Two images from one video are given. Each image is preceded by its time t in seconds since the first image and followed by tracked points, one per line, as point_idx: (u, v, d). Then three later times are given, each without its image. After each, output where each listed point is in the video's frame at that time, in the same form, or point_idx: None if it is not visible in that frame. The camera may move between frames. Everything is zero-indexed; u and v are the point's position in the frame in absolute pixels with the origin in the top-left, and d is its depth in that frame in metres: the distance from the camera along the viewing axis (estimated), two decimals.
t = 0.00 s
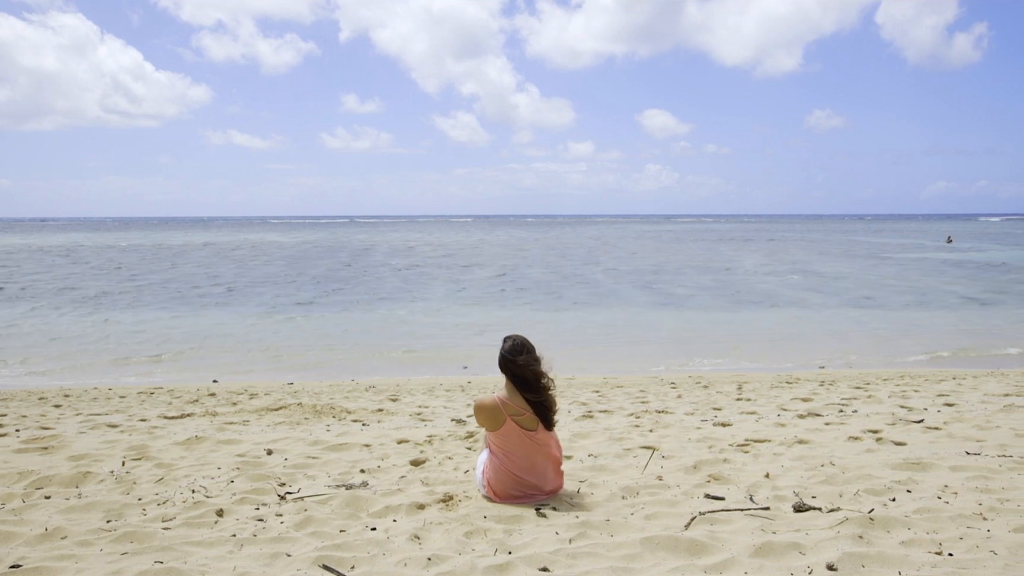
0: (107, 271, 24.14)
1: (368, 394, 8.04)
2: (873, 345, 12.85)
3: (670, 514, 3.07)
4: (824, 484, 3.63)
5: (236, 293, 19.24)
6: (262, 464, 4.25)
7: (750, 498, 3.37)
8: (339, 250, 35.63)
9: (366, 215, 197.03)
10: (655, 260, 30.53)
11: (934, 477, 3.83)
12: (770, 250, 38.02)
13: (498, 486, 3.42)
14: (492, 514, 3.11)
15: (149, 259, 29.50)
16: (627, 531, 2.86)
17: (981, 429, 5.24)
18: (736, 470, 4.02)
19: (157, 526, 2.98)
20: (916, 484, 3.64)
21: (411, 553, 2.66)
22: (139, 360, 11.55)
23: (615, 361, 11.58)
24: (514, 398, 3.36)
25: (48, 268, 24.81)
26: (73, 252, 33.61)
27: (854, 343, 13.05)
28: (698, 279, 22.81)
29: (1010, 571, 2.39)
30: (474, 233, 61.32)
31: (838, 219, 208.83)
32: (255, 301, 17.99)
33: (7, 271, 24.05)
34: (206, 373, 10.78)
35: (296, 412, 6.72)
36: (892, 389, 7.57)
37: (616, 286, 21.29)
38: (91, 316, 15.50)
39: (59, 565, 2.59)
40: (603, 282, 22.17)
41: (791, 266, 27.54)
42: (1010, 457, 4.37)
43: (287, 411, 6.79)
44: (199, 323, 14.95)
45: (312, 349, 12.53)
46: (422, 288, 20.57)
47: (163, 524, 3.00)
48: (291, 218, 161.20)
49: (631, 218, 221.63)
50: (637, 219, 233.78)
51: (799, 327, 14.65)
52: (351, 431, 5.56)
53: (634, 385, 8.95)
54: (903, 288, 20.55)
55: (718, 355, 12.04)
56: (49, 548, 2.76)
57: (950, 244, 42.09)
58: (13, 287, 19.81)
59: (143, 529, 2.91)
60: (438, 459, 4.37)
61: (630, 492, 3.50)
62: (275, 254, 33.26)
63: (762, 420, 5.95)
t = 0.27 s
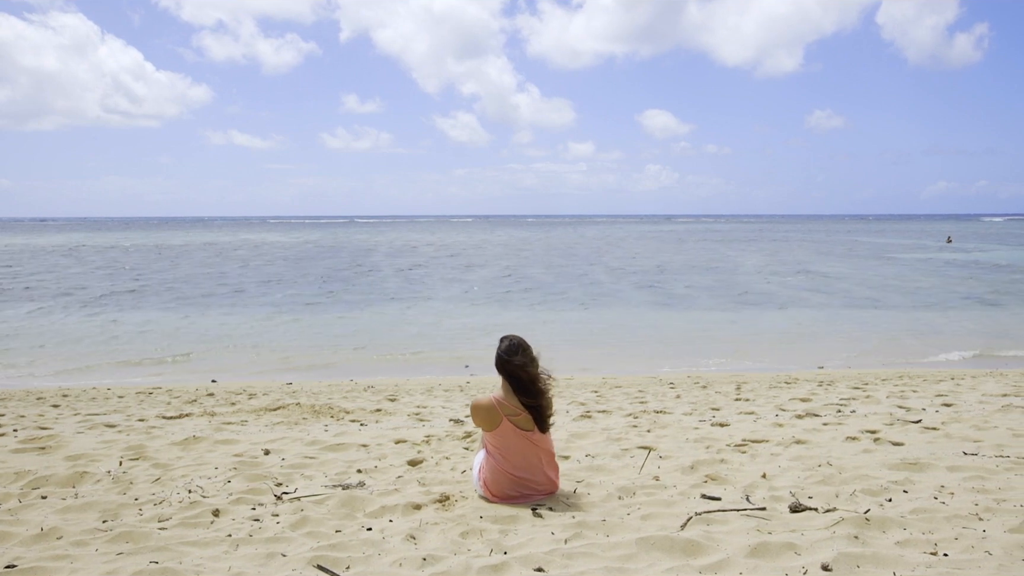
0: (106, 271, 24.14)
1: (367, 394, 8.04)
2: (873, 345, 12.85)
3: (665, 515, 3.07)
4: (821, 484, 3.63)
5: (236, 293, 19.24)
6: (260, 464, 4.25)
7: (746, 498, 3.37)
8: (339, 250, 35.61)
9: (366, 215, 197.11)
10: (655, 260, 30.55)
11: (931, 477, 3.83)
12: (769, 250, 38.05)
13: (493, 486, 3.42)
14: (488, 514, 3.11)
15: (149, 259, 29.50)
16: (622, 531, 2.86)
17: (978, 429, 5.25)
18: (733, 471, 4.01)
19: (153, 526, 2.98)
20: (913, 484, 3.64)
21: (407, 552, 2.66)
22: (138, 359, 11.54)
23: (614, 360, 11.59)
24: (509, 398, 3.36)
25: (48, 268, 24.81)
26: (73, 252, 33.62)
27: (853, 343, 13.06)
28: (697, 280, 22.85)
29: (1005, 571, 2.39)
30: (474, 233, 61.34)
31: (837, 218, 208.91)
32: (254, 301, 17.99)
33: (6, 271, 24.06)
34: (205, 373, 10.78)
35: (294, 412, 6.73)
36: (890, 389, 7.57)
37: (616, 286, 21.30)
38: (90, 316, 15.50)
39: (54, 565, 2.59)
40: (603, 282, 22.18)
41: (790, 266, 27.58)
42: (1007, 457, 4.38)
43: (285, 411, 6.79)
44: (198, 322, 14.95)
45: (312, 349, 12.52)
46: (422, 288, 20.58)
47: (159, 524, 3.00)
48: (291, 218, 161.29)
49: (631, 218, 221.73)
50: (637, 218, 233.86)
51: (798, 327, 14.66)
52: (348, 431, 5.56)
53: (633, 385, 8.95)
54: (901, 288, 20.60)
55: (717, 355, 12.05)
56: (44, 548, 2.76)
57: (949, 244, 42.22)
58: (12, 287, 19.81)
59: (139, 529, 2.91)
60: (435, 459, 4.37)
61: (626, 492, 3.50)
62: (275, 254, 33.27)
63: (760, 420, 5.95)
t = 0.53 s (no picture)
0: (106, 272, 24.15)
1: (366, 394, 8.05)
2: (872, 345, 12.86)
3: (661, 515, 3.07)
4: (818, 485, 3.62)
5: (236, 293, 19.25)
6: (257, 464, 4.25)
7: (743, 499, 3.36)
8: (339, 250, 35.61)
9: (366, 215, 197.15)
10: (654, 260, 30.56)
11: (927, 477, 3.83)
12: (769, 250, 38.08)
13: (490, 486, 3.42)
14: (484, 514, 3.11)
15: (149, 259, 29.51)
16: (618, 531, 2.87)
17: (976, 429, 5.25)
18: (730, 471, 4.02)
19: (148, 526, 2.98)
20: (909, 484, 3.64)
21: (402, 552, 2.66)
22: (138, 360, 11.54)
23: (613, 360, 11.62)
24: (506, 398, 3.37)
25: (47, 269, 24.80)
26: (74, 252, 33.63)
27: (852, 343, 13.07)
28: (696, 280, 22.87)
29: (1000, 571, 2.39)
30: (474, 233, 61.35)
31: (837, 218, 208.99)
32: (254, 301, 17.99)
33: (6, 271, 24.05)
34: (204, 373, 10.78)
35: (293, 412, 6.73)
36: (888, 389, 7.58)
37: (615, 286, 21.31)
38: (89, 316, 15.49)
39: (49, 566, 2.58)
40: (602, 282, 22.20)
41: (790, 267, 27.61)
42: (1005, 458, 4.38)
43: (284, 411, 6.79)
44: (198, 322, 14.95)
45: (311, 350, 12.53)
46: (421, 288, 20.60)
47: (154, 524, 3.00)
48: (291, 219, 161.42)
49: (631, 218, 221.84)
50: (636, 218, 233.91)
51: (798, 327, 14.68)
52: (347, 431, 5.56)
53: (632, 385, 8.97)
54: (901, 288, 20.62)
55: (717, 355, 12.06)
56: (38, 549, 2.76)
57: (949, 244, 42.30)
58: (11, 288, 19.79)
59: (134, 529, 2.91)
60: (432, 459, 4.37)
61: (623, 492, 3.50)
62: (274, 254, 33.27)
63: (758, 420, 5.95)
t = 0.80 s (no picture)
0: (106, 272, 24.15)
1: (364, 394, 8.05)
2: (871, 346, 12.87)
3: (657, 515, 3.07)
4: (815, 485, 3.62)
5: (235, 293, 19.25)
6: (254, 464, 4.25)
7: (739, 499, 3.36)
8: (338, 250, 35.58)
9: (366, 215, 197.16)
10: (653, 260, 30.57)
11: (924, 477, 3.82)
12: (768, 249, 38.10)
13: (486, 486, 3.43)
14: (480, 514, 3.11)
15: (148, 259, 29.50)
16: (613, 531, 2.86)
17: (974, 430, 5.25)
18: (727, 471, 4.01)
19: (144, 526, 2.98)
20: (906, 484, 3.64)
21: (397, 553, 2.66)
22: (137, 360, 11.53)
23: (613, 360, 11.62)
24: (501, 398, 3.37)
25: (45, 269, 24.80)
26: (73, 252, 33.61)
27: (851, 343, 13.08)
28: (696, 279, 22.88)
29: (994, 571, 2.39)
30: (474, 233, 61.33)
31: (837, 218, 209.05)
32: (253, 301, 17.99)
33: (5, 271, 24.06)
34: (202, 373, 10.77)
35: (291, 412, 6.72)
36: (887, 389, 7.58)
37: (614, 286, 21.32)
38: (88, 316, 15.49)
39: (43, 566, 2.58)
40: (602, 282, 22.20)
41: (789, 266, 27.63)
42: (1002, 458, 4.38)
43: (282, 411, 6.79)
44: (197, 322, 14.95)
45: (310, 349, 12.52)
46: (421, 288, 20.61)
47: (150, 524, 3.00)
48: (291, 219, 161.44)
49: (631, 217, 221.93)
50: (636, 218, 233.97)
51: (797, 327, 14.68)
52: (344, 431, 5.55)
53: (631, 385, 8.97)
54: (900, 288, 20.64)
55: (716, 355, 12.06)
56: (33, 549, 2.76)
57: (949, 245, 42.40)
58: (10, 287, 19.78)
59: (129, 529, 2.91)
60: (430, 459, 4.37)
61: (619, 492, 3.50)
62: (273, 254, 33.27)
63: (756, 421, 5.95)
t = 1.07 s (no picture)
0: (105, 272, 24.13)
1: (363, 394, 8.05)
2: (871, 346, 12.87)
3: (653, 515, 3.07)
4: (812, 485, 3.62)
5: (235, 293, 19.24)
6: (251, 464, 4.25)
7: (736, 499, 3.36)
8: (338, 250, 35.56)
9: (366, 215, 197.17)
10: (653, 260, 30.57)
11: (920, 477, 3.83)
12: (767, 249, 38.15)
13: (480, 487, 3.43)
14: (475, 515, 3.11)
15: (148, 259, 29.47)
16: (609, 532, 2.86)
17: (971, 430, 5.26)
18: (724, 471, 4.02)
19: (140, 526, 2.98)
20: (903, 484, 3.64)
21: (393, 553, 2.66)
22: (136, 359, 11.52)
23: (612, 360, 11.63)
24: (496, 399, 3.37)
25: (44, 268, 24.79)
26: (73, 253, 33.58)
27: (850, 342, 13.09)
28: (695, 279, 22.89)
29: (989, 572, 2.39)
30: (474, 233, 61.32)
31: (837, 218, 208.93)
32: (252, 301, 17.98)
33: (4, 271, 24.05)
34: (201, 373, 10.76)
35: (289, 412, 6.73)
36: (885, 389, 7.58)
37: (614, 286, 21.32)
38: (87, 316, 15.48)
39: (38, 566, 2.58)
40: (602, 282, 22.21)
41: (788, 267, 27.65)
42: (1000, 458, 4.38)
43: (280, 411, 6.79)
44: (196, 322, 14.94)
45: (309, 349, 12.52)
46: (421, 288, 20.61)
47: (146, 524, 2.99)
48: (291, 219, 161.49)
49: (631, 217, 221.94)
50: (636, 217, 233.93)
51: (797, 327, 14.69)
52: (342, 431, 5.55)
53: (629, 385, 8.97)
54: (898, 288, 20.66)
55: (715, 355, 12.07)
56: (28, 549, 2.76)
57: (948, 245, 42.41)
58: (9, 287, 19.77)
59: (125, 529, 2.91)
60: (427, 459, 4.37)
61: (615, 492, 3.50)
62: (273, 254, 33.24)
63: (754, 421, 5.95)
